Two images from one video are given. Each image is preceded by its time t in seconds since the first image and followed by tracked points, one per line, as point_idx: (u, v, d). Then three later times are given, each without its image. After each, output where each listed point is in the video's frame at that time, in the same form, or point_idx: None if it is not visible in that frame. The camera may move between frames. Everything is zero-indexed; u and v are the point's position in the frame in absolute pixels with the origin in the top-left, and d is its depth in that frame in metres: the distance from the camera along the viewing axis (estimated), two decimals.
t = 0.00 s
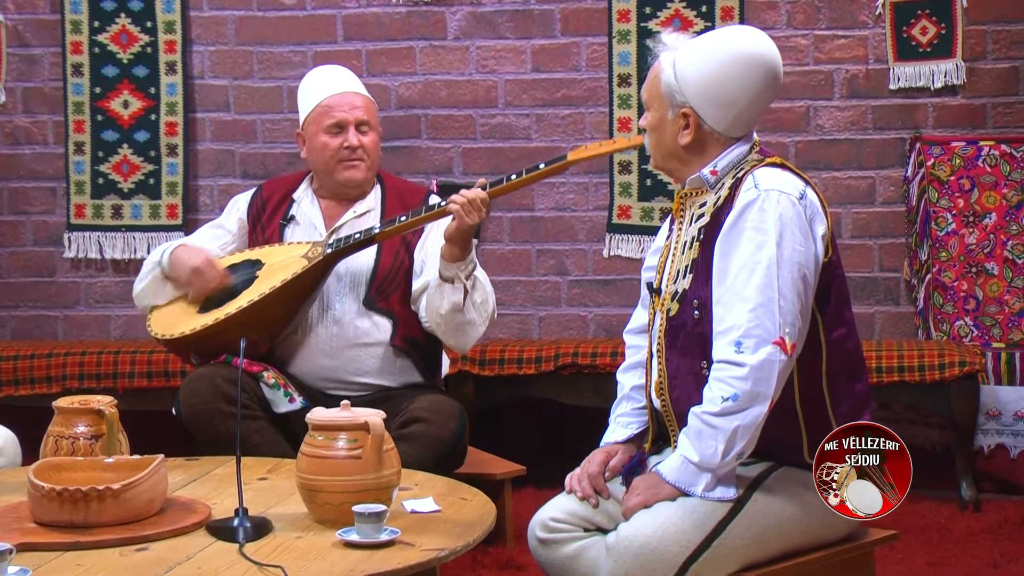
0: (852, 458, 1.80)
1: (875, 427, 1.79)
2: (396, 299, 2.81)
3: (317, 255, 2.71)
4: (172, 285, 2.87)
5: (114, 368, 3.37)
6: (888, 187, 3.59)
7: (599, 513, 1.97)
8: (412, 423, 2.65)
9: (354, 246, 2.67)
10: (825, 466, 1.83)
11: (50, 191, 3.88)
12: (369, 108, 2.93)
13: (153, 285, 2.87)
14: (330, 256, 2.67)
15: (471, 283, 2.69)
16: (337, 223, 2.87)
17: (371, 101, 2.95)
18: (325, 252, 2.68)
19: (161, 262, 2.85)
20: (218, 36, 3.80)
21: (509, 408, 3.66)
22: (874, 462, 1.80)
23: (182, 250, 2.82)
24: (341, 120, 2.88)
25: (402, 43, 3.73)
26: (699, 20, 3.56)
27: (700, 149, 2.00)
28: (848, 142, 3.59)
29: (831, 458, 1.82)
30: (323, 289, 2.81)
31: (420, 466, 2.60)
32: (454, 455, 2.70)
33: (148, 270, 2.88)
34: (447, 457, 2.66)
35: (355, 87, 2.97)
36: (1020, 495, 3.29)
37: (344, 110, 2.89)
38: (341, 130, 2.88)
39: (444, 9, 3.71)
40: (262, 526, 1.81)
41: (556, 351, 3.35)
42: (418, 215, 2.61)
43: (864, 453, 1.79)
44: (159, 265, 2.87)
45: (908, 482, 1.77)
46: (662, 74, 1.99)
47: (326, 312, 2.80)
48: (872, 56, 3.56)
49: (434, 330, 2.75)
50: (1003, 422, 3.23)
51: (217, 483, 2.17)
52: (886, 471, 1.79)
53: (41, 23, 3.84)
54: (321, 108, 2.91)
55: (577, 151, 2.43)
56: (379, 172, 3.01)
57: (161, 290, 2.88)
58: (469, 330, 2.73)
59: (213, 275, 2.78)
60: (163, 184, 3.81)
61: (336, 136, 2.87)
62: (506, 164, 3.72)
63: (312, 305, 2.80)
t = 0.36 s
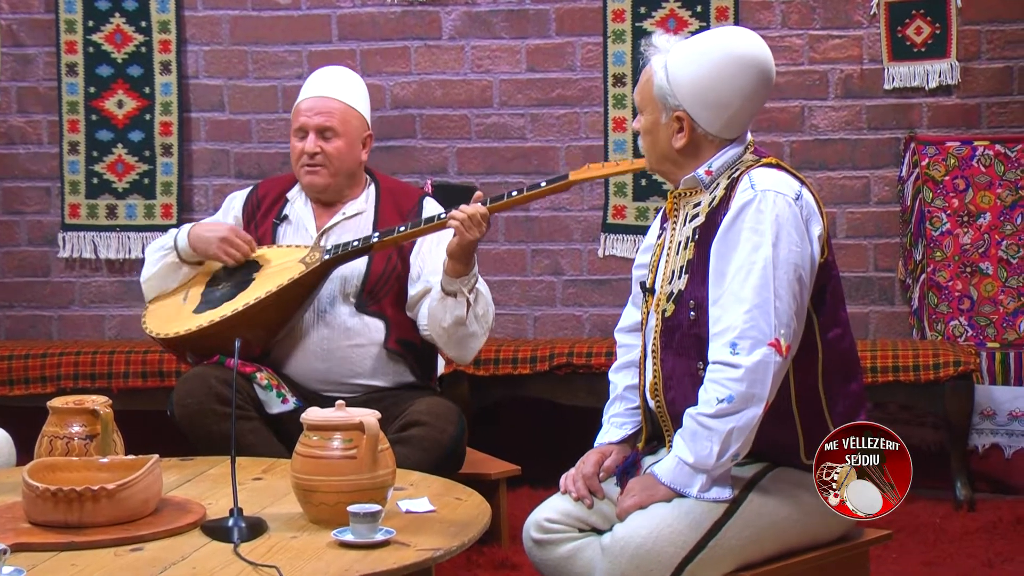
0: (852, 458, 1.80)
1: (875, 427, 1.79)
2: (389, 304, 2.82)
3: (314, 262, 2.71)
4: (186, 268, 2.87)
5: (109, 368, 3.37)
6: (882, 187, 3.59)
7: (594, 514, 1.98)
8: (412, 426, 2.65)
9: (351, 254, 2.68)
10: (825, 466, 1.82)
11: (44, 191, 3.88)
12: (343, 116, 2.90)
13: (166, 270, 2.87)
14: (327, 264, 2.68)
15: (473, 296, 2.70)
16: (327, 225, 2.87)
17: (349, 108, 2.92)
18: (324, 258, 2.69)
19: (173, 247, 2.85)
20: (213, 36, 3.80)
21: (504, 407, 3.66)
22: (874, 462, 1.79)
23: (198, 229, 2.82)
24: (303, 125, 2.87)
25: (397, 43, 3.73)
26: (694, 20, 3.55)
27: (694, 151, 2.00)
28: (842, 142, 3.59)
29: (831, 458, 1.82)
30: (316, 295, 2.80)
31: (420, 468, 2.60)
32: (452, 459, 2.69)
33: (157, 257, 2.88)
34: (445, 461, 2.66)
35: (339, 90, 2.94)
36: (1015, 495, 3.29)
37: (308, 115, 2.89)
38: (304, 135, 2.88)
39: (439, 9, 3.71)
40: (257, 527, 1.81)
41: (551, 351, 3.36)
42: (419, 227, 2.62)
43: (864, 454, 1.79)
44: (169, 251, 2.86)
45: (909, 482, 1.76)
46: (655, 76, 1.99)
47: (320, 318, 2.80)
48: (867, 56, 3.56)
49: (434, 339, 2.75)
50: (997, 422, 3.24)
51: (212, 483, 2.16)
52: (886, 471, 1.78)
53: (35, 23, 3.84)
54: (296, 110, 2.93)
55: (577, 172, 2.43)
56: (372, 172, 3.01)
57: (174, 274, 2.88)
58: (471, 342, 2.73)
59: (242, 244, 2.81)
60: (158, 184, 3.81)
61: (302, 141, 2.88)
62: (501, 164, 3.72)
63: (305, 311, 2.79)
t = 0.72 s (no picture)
0: (852, 458, 1.80)
1: (875, 427, 1.79)
2: (386, 302, 2.81)
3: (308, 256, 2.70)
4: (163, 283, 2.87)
5: (106, 369, 3.37)
6: (880, 187, 3.59)
7: (592, 514, 1.98)
8: (409, 426, 2.64)
9: (343, 248, 2.68)
10: (825, 466, 1.82)
11: (41, 192, 3.88)
12: (337, 116, 2.90)
13: (145, 283, 2.87)
14: (321, 258, 2.68)
15: (467, 284, 2.69)
16: (323, 224, 2.87)
17: (343, 108, 2.93)
18: (316, 253, 2.68)
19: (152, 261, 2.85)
20: (210, 37, 3.80)
21: (502, 408, 3.66)
22: (874, 462, 1.79)
23: (174, 248, 2.81)
24: (297, 128, 2.88)
25: (395, 44, 3.73)
26: (692, 21, 3.56)
27: (692, 150, 2.00)
28: (840, 142, 3.59)
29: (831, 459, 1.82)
30: (312, 292, 2.80)
31: (417, 469, 2.60)
32: (450, 459, 2.69)
33: (138, 268, 2.88)
34: (443, 462, 2.66)
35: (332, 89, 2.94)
36: (1013, 496, 3.29)
37: (302, 119, 2.89)
38: (299, 138, 2.89)
39: (436, 9, 3.71)
40: (254, 527, 1.81)
41: (549, 352, 3.36)
42: (408, 218, 2.62)
43: (863, 454, 1.79)
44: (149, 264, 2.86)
45: (909, 482, 1.76)
46: (655, 74, 1.99)
47: (316, 315, 2.80)
48: (864, 57, 3.56)
49: (433, 333, 2.74)
50: (995, 422, 3.24)
51: (209, 483, 2.16)
52: (886, 471, 1.78)
53: (33, 23, 3.84)
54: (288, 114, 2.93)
55: (565, 154, 2.44)
56: (369, 172, 3.00)
57: (152, 288, 2.87)
58: (468, 332, 2.72)
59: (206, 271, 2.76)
60: (155, 184, 3.80)
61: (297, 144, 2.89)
62: (499, 165, 3.72)
63: (301, 308, 2.79)
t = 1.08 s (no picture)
0: (852, 458, 1.80)
1: (875, 427, 1.79)
2: (385, 301, 2.81)
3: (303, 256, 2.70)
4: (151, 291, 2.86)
5: (104, 369, 3.37)
6: (878, 187, 3.59)
7: (591, 514, 1.98)
8: (407, 426, 2.64)
9: (338, 247, 2.68)
10: (825, 466, 1.82)
11: (39, 192, 3.88)
12: (339, 116, 2.91)
13: (135, 288, 2.87)
14: (316, 258, 2.67)
15: (465, 284, 2.69)
16: (320, 224, 2.87)
17: (344, 109, 2.93)
18: (310, 253, 2.68)
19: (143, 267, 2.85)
20: (209, 37, 3.80)
21: (500, 407, 3.67)
22: (874, 462, 1.79)
23: (161, 258, 2.81)
24: (305, 130, 2.87)
25: (393, 44, 3.73)
26: (690, 21, 3.56)
27: (688, 147, 2.00)
28: (838, 142, 3.59)
29: (831, 458, 1.82)
30: (310, 291, 2.80)
31: (415, 469, 2.60)
32: (448, 458, 2.69)
33: (131, 273, 2.88)
34: (441, 461, 2.66)
35: (335, 91, 2.95)
36: (1011, 496, 3.29)
37: (308, 120, 2.89)
38: (306, 141, 2.88)
39: (435, 9, 3.71)
40: (252, 527, 1.81)
41: (547, 351, 3.36)
42: (402, 217, 2.61)
43: (863, 454, 1.79)
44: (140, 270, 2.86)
45: (909, 483, 1.76)
46: (654, 73, 2.00)
47: (314, 315, 2.80)
48: (862, 57, 3.56)
49: (431, 331, 2.74)
50: (993, 422, 3.25)
51: (208, 483, 2.16)
52: (886, 471, 1.78)
53: (31, 23, 3.84)
54: (288, 118, 2.91)
55: (557, 150, 2.43)
56: (364, 171, 3.00)
57: (141, 294, 2.87)
58: (466, 331, 2.72)
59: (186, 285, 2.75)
60: (153, 184, 3.80)
61: (302, 146, 2.88)
62: (497, 164, 3.72)
63: (299, 308, 2.79)
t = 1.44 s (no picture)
0: (852, 458, 1.80)
1: (875, 427, 1.79)
2: (383, 300, 2.81)
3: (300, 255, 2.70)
4: (162, 284, 2.88)
5: (103, 369, 3.37)
6: (876, 188, 3.59)
7: (589, 514, 1.97)
8: (405, 425, 2.64)
9: (336, 247, 2.67)
10: (825, 466, 1.82)
11: (37, 193, 3.88)
12: (344, 110, 2.92)
13: (143, 286, 2.89)
14: (313, 257, 2.67)
15: (462, 283, 2.69)
16: (320, 224, 2.87)
17: (346, 103, 2.95)
18: (308, 252, 2.68)
19: (149, 263, 2.86)
20: (207, 37, 3.80)
21: (499, 408, 3.67)
22: (874, 462, 1.78)
23: (171, 247, 2.82)
24: (318, 125, 2.87)
25: (391, 45, 3.73)
26: (689, 21, 3.56)
27: (692, 149, 2.00)
28: (837, 143, 3.60)
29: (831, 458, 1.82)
30: (308, 290, 2.80)
31: (413, 468, 2.60)
32: (446, 458, 2.69)
33: (136, 272, 2.89)
34: (439, 460, 2.66)
35: (329, 90, 2.97)
36: (1009, 496, 3.29)
37: (320, 115, 2.89)
38: (318, 136, 2.87)
39: (433, 10, 3.71)
40: (251, 528, 1.81)
41: (546, 352, 3.36)
42: (397, 216, 2.61)
43: (864, 454, 1.78)
44: (147, 265, 2.87)
45: (909, 482, 1.76)
46: (657, 73, 2.00)
47: (312, 314, 2.80)
48: (861, 58, 3.57)
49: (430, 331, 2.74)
50: (991, 423, 3.25)
51: (206, 484, 2.16)
52: (886, 471, 1.77)
53: (29, 24, 3.84)
54: (296, 116, 2.90)
55: (554, 147, 2.42)
56: (363, 172, 3.00)
57: (151, 289, 2.89)
58: (464, 330, 2.72)
59: (208, 266, 2.77)
60: (152, 185, 3.80)
61: (315, 142, 2.87)
62: (495, 165, 3.72)
63: (297, 307, 2.79)
